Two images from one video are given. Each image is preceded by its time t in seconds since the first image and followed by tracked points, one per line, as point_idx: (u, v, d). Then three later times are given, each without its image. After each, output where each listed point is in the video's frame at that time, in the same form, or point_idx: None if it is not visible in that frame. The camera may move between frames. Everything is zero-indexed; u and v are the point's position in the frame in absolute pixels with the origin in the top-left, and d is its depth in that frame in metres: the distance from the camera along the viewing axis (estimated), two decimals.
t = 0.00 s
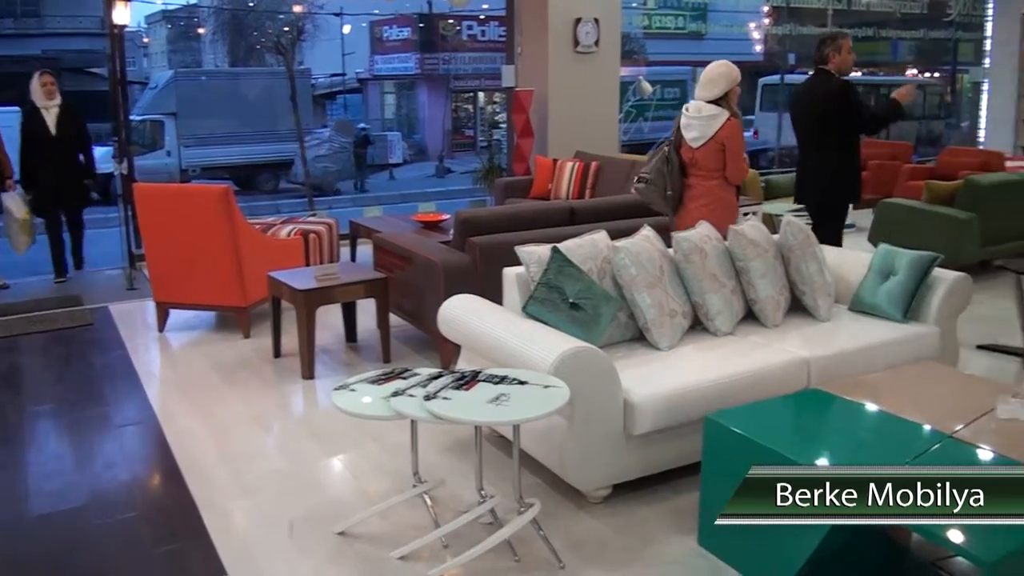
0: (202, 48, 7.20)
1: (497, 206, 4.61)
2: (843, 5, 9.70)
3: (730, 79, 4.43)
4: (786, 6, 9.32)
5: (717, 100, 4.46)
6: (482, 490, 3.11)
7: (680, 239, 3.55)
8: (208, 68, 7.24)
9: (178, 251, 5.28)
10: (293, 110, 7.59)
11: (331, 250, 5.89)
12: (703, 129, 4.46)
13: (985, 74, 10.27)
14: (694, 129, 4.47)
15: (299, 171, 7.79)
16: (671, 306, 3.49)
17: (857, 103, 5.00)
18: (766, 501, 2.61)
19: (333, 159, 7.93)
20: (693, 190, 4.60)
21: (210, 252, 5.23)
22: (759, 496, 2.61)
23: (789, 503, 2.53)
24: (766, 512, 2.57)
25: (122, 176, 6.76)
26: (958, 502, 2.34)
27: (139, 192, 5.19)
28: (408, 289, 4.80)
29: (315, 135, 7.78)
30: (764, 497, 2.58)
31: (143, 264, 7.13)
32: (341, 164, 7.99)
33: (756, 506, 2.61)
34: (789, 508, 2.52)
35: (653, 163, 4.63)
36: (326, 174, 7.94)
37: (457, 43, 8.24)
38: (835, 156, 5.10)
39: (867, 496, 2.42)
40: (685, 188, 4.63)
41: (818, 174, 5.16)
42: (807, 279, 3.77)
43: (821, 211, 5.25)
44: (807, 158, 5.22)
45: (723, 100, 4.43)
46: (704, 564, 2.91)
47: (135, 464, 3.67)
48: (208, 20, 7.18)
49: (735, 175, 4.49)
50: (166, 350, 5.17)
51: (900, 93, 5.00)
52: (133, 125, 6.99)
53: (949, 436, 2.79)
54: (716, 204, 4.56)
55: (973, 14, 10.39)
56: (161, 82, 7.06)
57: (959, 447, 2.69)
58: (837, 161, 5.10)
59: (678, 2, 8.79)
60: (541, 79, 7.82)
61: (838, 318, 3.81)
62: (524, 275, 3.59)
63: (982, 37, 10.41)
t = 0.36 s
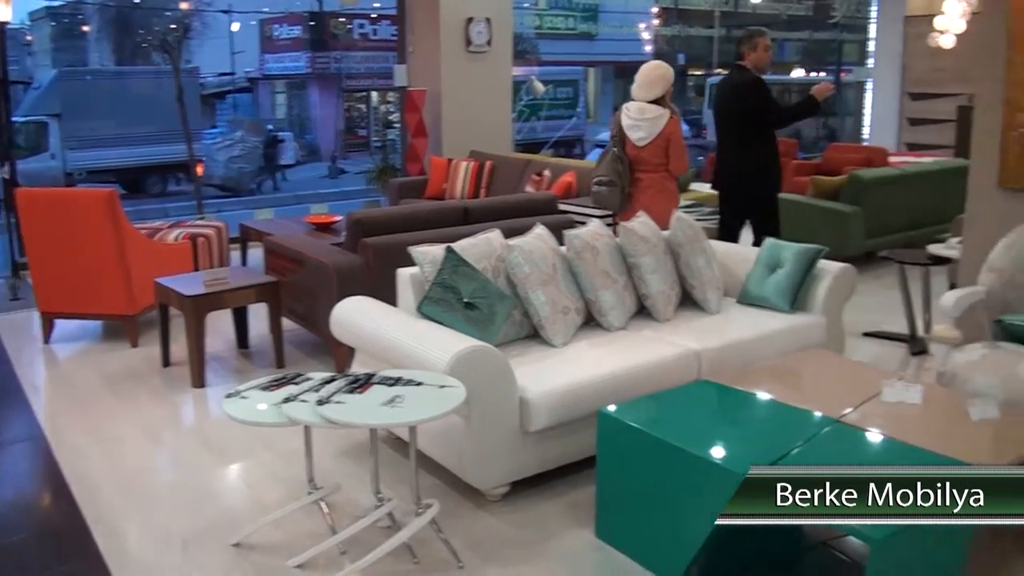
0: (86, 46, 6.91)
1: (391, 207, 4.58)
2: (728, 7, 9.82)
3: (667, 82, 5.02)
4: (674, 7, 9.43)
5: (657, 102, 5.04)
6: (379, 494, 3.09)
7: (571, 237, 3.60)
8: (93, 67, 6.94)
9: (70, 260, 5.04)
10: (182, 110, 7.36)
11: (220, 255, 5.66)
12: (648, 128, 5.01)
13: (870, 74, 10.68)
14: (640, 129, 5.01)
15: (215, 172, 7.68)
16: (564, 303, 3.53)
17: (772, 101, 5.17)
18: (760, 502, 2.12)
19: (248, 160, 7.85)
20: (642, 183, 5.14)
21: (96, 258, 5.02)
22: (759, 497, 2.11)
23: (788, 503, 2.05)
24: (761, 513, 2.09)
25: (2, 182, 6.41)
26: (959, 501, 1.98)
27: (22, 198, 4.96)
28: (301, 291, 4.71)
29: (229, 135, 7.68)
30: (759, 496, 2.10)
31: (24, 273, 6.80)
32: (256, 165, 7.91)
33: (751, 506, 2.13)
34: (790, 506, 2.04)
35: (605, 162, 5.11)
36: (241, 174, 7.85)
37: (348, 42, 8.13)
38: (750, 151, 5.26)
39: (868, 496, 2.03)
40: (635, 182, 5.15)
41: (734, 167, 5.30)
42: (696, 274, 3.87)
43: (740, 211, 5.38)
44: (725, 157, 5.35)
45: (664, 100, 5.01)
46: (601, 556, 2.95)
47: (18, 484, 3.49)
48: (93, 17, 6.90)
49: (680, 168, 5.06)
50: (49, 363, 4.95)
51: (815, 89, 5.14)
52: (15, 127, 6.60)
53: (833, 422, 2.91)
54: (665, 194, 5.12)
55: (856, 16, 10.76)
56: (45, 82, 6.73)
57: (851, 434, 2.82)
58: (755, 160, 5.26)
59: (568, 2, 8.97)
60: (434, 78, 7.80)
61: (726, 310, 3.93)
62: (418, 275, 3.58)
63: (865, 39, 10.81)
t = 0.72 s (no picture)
0: None
1: (263, 211, 4.47)
2: (600, 10, 9.99)
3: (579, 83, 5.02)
4: (546, 10, 9.52)
5: (570, 102, 5.04)
6: (258, 506, 3.01)
7: (448, 238, 3.60)
8: None
9: None
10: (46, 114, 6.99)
11: (88, 264, 5.47)
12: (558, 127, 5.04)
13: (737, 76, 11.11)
14: (549, 127, 5.03)
15: (107, 177, 7.53)
16: (442, 305, 3.52)
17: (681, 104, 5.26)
18: (761, 502, 2.34)
19: (139, 161, 7.69)
20: (549, 182, 5.15)
21: None
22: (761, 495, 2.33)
23: (789, 504, 2.31)
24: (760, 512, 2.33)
25: None
26: (958, 502, 2.23)
27: None
28: (172, 301, 4.55)
29: (117, 139, 7.53)
30: (761, 496, 2.33)
31: None
32: (146, 166, 7.74)
33: (751, 505, 2.35)
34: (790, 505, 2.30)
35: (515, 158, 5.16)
36: (133, 176, 7.70)
37: (219, 42, 7.86)
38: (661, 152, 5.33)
39: (868, 496, 2.24)
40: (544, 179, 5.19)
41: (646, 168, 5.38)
42: (572, 272, 3.93)
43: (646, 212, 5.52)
44: (634, 157, 5.43)
45: (575, 100, 5.02)
46: (489, 556, 2.96)
47: None
48: None
49: (585, 168, 5.07)
50: None
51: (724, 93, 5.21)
52: None
53: (702, 412, 3.02)
54: (569, 193, 5.14)
55: (724, 20, 11.17)
56: None
57: (727, 424, 2.93)
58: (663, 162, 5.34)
59: (441, 3, 8.99)
60: (306, 79, 7.66)
61: (602, 307, 4.01)
62: (291, 281, 3.51)
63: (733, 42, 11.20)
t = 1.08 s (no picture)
0: None
1: (189, 215, 4.38)
2: (527, 11, 10.08)
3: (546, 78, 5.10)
4: (475, 10, 9.58)
5: (537, 96, 5.12)
6: (188, 515, 2.94)
7: (378, 240, 3.57)
8: None
9: None
10: None
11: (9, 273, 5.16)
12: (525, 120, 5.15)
13: (664, 77, 11.31)
14: (515, 120, 5.14)
15: (50, 180, 7.36)
16: (372, 307, 3.50)
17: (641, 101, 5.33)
18: (761, 502, 2.08)
19: (83, 163, 7.55)
20: (516, 174, 5.26)
21: None
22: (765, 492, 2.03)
23: (788, 504, 1.97)
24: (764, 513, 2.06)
25: None
26: (959, 501, 1.79)
27: None
28: (97, 307, 4.42)
29: (60, 141, 7.37)
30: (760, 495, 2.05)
31: None
32: (90, 167, 7.60)
33: (754, 505, 2.09)
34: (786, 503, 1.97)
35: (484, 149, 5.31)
36: (76, 180, 7.54)
37: (143, 41, 7.68)
38: (622, 150, 5.40)
39: (868, 495, 1.85)
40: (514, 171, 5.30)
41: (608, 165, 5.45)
42: (503, 272, 3.94)
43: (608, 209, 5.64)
44: (597, 154, 5.49)
45: (541, 95, 5.10)
46: (426, 560, 2.94)
47: None
48: None
49: (549, 161, 5.15)
50: None
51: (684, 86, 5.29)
52: None
53: (635, 409, 3.05)
54: (535, 185, 5.23)
55: (651, 21, 11.43)
56: None
57: (660, 420, 2.96)
58: (626, 159, 5.42)
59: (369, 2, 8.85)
60: (231, 80, 7.54)
61: (535, 307, 4.03)
62: (218, 285, 3.44)
63: (659, 43, 11.42)
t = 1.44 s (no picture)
0: None
1: (149, 218, 4.32)
2: (490, 11, 10.06)
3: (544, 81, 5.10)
4: (437, 11, 9.53)
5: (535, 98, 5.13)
6: (151, 521, 2.90)
7: (340, 241, 3.55)
8: None
9: None
10: None
11: None
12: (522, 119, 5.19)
13: (626, 77, 11.36)
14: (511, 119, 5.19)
15: (29, 180, 7.33)
16: (335, 308, 3.47)
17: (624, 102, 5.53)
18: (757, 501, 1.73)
19: (63, 164, 7.48)
20: (509, 173, 5.29)
21: None
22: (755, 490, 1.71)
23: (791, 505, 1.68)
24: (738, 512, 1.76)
25: None
26: (959, 501, 1.64)
27: None
28: (57, 312, 4.34)
29: (40, 141, 7.31)
30: (752, 497, 1.71)
31: None
32: (71, 167, 7.54)
33: (749, 506, 1.73)
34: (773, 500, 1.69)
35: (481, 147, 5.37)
36: (56, 179, 7.48)
37: (103, 41, 7.57)
38: (606, 151, 5.63)
39: (870, 495, 1.63)
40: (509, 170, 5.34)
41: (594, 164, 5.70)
42: (467, 272, 3.93)
43: (596, 207, 5.94)
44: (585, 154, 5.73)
45: (536, 96, 5.11)
46: (393, 563, 2.92)
47: None
48: None
49: (535, 161, 5.14)
50: None
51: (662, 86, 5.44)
52: None
53: (600, 408, 3.06)
54: (524, 183, 5.24)
55: (612, 22, 11.50)
56: None
57: (626, 419, 2.98)
58: (610, 160, 5.66)
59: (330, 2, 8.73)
60: (192, 81, 7.45)
61: (498, 307, 4.03)
62: (179, 288, 3.39)
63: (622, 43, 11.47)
